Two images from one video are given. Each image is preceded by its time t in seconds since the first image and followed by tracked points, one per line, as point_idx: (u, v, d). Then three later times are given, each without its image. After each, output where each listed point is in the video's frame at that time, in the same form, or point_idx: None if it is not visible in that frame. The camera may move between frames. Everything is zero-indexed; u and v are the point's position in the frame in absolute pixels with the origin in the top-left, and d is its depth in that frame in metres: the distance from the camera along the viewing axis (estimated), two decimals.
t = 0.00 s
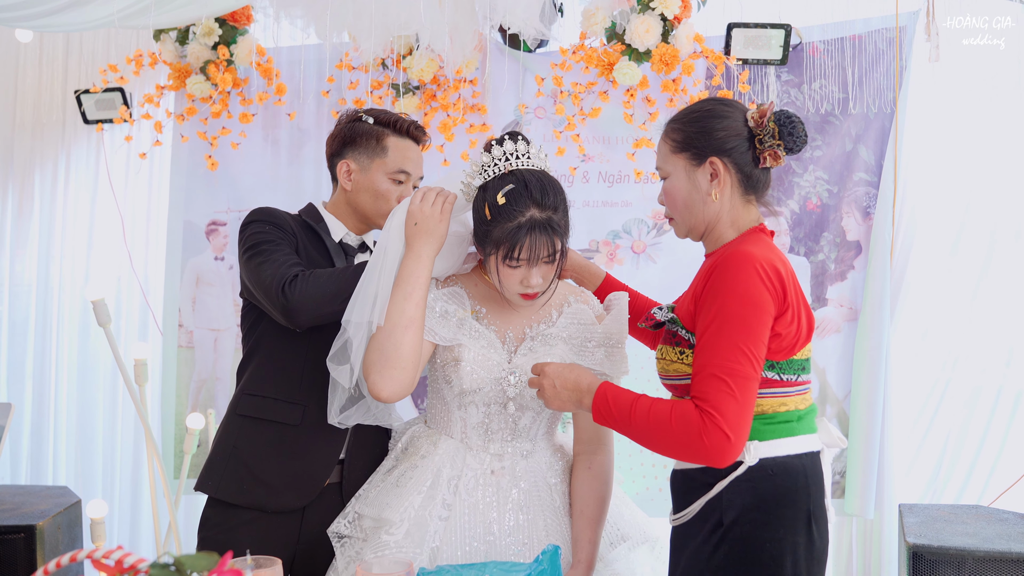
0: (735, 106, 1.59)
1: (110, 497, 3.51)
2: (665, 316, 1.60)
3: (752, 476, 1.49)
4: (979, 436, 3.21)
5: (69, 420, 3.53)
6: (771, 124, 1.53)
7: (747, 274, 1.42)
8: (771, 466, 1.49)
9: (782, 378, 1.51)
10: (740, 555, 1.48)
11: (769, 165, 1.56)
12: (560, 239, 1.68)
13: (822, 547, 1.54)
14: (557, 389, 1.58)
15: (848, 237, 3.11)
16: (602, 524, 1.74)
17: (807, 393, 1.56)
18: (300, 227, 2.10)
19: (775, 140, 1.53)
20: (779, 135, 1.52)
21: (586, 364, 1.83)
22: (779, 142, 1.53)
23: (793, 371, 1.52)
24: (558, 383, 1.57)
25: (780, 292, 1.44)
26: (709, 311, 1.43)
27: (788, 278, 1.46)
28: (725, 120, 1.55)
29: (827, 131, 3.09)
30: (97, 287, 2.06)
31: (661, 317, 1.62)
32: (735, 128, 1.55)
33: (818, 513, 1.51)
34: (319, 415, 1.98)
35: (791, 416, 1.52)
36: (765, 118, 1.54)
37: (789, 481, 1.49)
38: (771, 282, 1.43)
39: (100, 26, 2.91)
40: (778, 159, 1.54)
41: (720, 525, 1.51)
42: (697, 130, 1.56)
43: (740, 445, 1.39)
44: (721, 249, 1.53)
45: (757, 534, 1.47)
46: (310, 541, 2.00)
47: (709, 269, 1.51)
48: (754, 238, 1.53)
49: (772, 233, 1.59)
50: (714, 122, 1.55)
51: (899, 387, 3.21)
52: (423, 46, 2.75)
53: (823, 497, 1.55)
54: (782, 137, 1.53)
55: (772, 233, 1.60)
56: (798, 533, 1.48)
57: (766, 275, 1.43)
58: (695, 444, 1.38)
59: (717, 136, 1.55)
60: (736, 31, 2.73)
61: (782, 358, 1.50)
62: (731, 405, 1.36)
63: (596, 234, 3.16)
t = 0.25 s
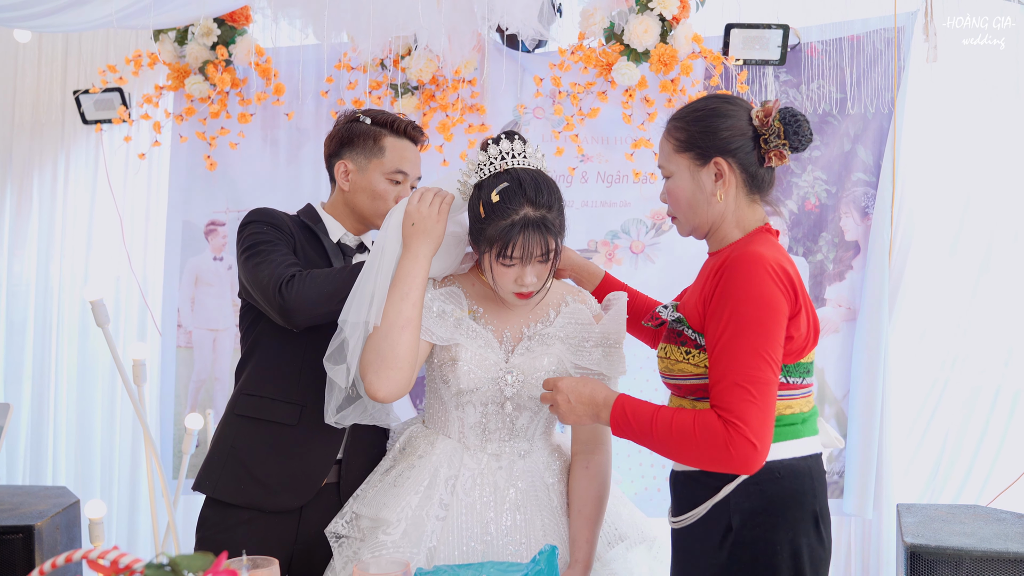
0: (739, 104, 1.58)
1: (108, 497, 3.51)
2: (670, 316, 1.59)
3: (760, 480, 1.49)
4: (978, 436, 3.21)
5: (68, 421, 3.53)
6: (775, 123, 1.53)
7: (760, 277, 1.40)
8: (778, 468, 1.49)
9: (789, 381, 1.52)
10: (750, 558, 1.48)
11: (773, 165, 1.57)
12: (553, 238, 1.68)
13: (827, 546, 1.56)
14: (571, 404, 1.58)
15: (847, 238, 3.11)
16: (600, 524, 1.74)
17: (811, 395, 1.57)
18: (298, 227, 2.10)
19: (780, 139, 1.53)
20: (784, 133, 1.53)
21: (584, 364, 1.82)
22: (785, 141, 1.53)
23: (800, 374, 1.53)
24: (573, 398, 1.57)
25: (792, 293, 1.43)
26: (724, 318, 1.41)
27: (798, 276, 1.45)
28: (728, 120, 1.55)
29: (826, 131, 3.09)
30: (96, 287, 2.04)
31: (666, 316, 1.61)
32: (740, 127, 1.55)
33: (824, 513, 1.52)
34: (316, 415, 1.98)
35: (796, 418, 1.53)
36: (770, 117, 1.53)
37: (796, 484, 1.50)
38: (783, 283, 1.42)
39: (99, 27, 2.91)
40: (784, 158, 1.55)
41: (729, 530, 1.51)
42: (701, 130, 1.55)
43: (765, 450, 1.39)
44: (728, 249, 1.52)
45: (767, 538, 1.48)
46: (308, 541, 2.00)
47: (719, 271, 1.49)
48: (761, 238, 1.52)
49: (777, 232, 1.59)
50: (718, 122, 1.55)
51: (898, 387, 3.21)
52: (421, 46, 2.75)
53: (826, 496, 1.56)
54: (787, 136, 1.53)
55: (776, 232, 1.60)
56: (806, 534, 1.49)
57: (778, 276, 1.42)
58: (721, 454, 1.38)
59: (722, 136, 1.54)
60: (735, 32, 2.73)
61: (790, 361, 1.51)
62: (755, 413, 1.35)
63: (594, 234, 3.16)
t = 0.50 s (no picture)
0: (743, 101, 1.57)
1: (106, 497, 3.51)
2: (679, 318, 1.58)
3: (771, 485, 1.48)
4: (976, 436, 3.21)
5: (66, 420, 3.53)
6: (781, 121, 1.51)
7: (773, 282, 1.39)
8: (790, 473, 1.49)
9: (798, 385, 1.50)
10: (765, 564, 1.48)
11: (778, 163, 1.55)
12: (548, 234, 1.68)
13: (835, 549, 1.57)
14: (580, 413, 1.56)
15: (844, 238, 3.12)
16: (596, 524, 1.74)
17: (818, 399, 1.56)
18: (296, 228, 2.10)
19: (785, 137, 1.51)
20: (789, 131, 1.51)
21: (581, 364, 1.82)
22: (789, 139, 1.52)
23: (809, 378, 1.51)
24: (582, 407, 1.55)
25: (804, 296, 1.43)
26: (738, 324, 1.40)
27: (807, 279, 1.45)
28: (733, 117, 1.54)
29: (824, 132, 3.09)
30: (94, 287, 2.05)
31: (673, 317, 1.61)
32: (743, 125, 1.54)
33: (832, 515, 1.53)
34: (314, 415, 1.98)
35: (803, 422, 1.52)
36: (774, 116, 1.52)
37: (807, 488, 1.50)
38: (795, 287, 1.42)
39: (97, 27, 2.91)
40: (788, 156, 1.53)
41: (741, 536, 1.50)
42: (705, 128, 1.54)
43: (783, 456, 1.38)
44: (735, 250, 1.51)
45: (780, 543, 1.48)
46: (306, 541, 2.00)
47: (728, 274, 1.48)
48: (767, 238, 1.51)
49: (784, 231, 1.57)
50: (722, 119, 1.54)
51: (896, 387, 3.22)
52: (419, 46, 2.74)
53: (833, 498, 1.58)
54: (792, 134, 1.51)
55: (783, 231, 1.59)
56: (817, 537, 1.50)
57: (790, 280, 1.41)
58: (740, 463, 1.37)
59: (726, 134, 1.53)
60: (733, 32, 2.73)
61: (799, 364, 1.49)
62: (773, 419, 1.35)
63: (592, 234, 3.16)
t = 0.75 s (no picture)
0: (751, 97, 1.56)
1: (105, 497, 3.52)
2: (683, 316, 1.57)
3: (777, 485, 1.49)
4: (973, 436, 3.22)
5: (65, 420, 3.54)
6: (784, 120, 1.50)
7: (783, 280, 1.39)
8: (796, 472, 1.50)
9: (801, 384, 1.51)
10: (772, 564, 1.48)
11: (781, 162, 1.54)
12: (543, 221, 1.70)
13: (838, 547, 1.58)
14: (581, 417, 1.55)
15: (842, 238, 3.12)
16: (592, 523, 1.75)
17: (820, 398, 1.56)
18: (294, 228, 2.10)
19: (787, 137, 1.49)
20: (791, 131, 1.49)
21: (577, 363, 1.82)
22: (792, 138, 1.49)
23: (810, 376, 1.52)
24: (583, 411, 1.54)
25: (811, 294, 1.43)
26: (748, 324, 1.40)
27: (812, 277, 1.46)
28: (736, 113, 1.53)
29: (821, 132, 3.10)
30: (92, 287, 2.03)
31: (677, 315, 1.60)
32: (747, 121, 1.53)
33: (836, 514, 1.54)
34: (311, 415, 1.99)
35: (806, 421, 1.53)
36: (779, 113, 1.50)
37: (812, 487, 1.51)
38: (802, 285, 1.42)
39: (95, 27, 2.91)
40: (790, 156, 1.51)
41: (747, 537, 1.50)
42: (707, 123, 1.55)
43: (796, 455, 1.39)
44: (739, 248, 1.51)
45: (787, 543, 1.48)
46: (303, 541, 2.00)
47: (734, 273, 1.48)
48: (770, 235, 1.51)
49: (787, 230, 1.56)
50: (725, 115, 1.53)
51: (893, 387, 3.22)
52: (416, 46, 2.75)
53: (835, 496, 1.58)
54: (795, 133, 1.49)
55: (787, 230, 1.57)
56: (823, 536, 1.50)
57: (798, 278, 1.42)
58: (755, 463, 1.37)
59: (728, 130, 1.53)
60: (731, 32, 2.74)
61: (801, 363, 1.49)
62: (787, 419, 1.35)
63: (590, 234, 3.17)
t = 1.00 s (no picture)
0: (748, 94, 1.56)
1: (103, 497, 3.52)
2: (681, 313, 1.58)
3: (776, 484, 1.49)
4: (970, 436, 3.22)
5: (63, 420, 3.54)
6: (782, 117, 1.50)
7: (782, 277, 1.39)
8: (796, 471, 1.50)
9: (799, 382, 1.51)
10: (772, 563, 1.48)
11: (778, 159, 1.54)
12: (538, 210, 1.71)
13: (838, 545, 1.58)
14: (576, 410, 1.56)
15: (839, 238, 3.12)
16: (589, 521, 1.75)
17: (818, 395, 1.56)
18: (290, 227, 2.11)
19: (785, 133, 1.50)
20: (790, 128, 1.50)
21: (573, 361, 1.83)
22: (790, 135, 1.50)
23: (809, 374, 1.52)
24: (578, 405, 1.55)
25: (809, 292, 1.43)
26: (746, 321, 1.40)
27: (811, 274, 1.46)
28: (734, 110, 1.54)
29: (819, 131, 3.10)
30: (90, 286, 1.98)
31: (674, 312, 1.61)
32: (744, 118, 1.53)
33: (836, 512, 1.54)
34: (309, 414, 1.99)
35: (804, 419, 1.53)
36: (776, 110, 1.50)
37: (811, 486, 1.50)
38: (800, 282, 1.42)
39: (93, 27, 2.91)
40: (788, 152, 1.51)
41: (747, 536, 1.50)
42: (705, 120, 1.55)
43: (795, 453, 1.38)
44: (737, 246, 1.51)
45: (787, 542, 1.48)
46: (300, 540, 2.00)
47: (732, 270, 1.48)
48: (768, 232, 1.52)
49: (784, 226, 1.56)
50: (723, 112, 1.54)
51: (890, 386, 3.22)
52: (414, 46, 2.75)
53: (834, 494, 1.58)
54: (793, 130, 1.50)
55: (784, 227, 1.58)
56: (823, 534, 1.51)
57: (797, 275, 1.42)
58: (753, 461, 1.37)
59: (726, 127, 1.53)
60: (728, 32, 2.74)
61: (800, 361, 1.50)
62: (785, 416, 1.35)
63: (588, 234, 3.17)
